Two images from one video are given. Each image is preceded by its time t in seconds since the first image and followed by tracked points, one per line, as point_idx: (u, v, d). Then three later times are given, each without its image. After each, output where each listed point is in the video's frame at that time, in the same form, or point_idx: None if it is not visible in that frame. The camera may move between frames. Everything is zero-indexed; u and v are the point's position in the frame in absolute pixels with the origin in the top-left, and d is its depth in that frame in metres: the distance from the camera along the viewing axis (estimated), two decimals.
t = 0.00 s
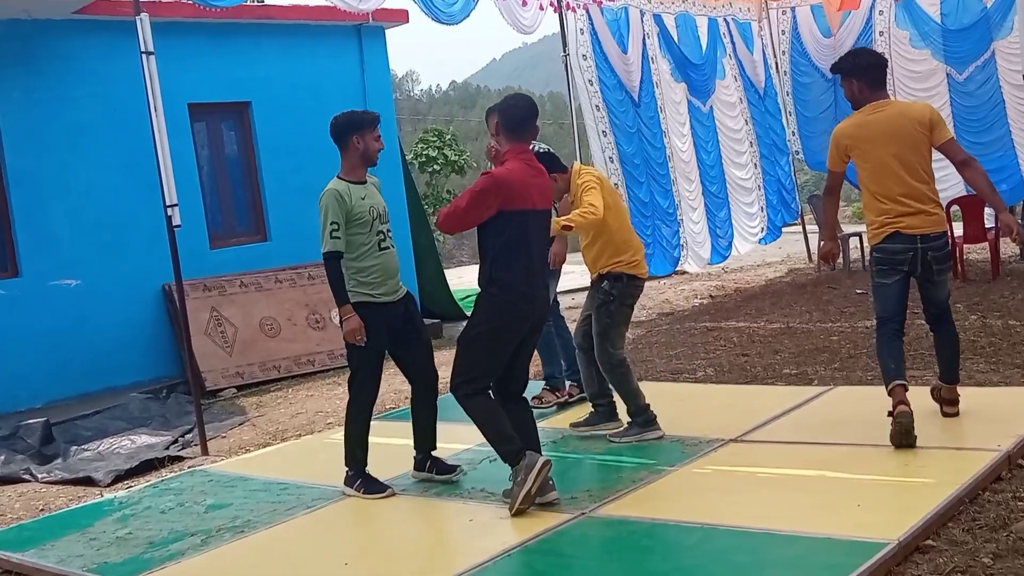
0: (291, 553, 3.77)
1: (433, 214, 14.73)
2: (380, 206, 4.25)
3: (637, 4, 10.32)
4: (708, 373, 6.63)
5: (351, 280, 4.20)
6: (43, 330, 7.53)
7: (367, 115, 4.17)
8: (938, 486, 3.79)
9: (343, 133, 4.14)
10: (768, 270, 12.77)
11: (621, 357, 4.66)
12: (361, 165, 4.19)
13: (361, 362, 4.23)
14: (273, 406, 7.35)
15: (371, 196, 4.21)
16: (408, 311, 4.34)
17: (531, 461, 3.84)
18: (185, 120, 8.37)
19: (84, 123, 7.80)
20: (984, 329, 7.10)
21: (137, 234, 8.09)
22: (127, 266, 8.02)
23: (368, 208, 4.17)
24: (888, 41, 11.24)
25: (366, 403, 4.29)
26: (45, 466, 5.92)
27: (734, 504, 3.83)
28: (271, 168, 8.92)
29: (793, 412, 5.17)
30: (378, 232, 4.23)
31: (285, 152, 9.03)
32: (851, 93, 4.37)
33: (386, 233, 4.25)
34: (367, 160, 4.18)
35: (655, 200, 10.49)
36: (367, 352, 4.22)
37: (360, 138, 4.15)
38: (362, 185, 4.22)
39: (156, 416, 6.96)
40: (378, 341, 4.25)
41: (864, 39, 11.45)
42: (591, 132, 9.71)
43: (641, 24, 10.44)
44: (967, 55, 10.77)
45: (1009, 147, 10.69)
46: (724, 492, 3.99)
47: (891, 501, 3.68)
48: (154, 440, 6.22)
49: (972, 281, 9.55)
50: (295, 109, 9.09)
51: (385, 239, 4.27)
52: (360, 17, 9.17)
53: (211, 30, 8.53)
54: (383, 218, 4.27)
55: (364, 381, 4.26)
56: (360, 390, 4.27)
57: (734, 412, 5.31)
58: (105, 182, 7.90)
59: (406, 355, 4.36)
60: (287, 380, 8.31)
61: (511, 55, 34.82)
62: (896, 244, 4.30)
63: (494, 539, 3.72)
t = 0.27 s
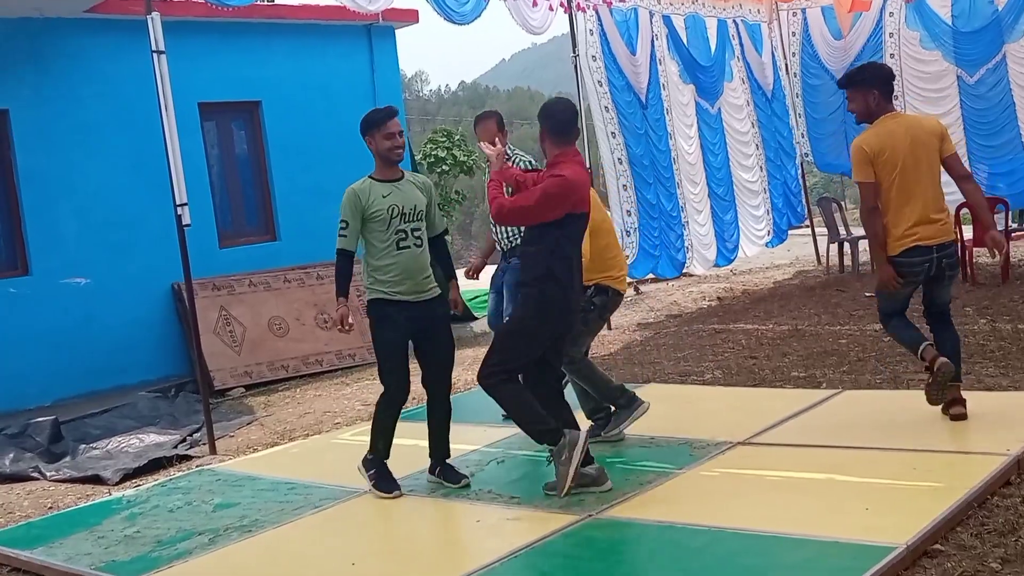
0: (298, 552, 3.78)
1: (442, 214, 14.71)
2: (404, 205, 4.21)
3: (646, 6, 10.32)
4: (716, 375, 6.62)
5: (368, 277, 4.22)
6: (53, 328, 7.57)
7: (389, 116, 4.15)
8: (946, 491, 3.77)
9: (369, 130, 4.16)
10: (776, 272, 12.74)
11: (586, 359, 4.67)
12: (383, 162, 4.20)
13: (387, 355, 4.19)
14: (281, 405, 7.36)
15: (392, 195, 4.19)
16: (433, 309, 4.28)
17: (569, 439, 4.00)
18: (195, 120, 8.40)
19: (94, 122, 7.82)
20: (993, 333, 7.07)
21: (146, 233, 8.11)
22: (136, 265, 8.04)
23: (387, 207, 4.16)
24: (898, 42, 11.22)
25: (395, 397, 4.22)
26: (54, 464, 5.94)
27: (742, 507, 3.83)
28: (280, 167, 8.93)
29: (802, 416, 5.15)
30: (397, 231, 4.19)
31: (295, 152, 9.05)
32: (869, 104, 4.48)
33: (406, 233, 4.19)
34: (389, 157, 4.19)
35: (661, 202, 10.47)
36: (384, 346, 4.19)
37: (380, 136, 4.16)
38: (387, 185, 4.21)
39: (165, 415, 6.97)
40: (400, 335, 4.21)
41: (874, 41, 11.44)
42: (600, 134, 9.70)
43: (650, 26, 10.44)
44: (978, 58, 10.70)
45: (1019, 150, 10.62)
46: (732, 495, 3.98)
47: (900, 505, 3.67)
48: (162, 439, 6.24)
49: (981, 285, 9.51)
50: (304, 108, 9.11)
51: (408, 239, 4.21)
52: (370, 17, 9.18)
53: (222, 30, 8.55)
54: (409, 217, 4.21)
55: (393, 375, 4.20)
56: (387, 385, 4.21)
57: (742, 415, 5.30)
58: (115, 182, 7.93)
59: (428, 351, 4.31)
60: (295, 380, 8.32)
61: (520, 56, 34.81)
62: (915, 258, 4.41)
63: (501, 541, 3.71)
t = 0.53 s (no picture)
0: (299, 553, 3.78)
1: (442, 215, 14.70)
2: (409, 203, 4.20)
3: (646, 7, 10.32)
4: (716, 376, 6.62)
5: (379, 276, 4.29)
6: (53, 328, 7.57)
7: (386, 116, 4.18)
8: (947, 491, 3.78)
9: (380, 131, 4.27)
10: (776, 273, 12.74)
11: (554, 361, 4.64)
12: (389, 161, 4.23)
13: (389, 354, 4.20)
14: (282, 406, 7.36)
15: (396, 194, 4.22)
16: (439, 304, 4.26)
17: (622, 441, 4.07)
18: (195, 121, 8.40)
19: (95, 123, 7.83)
20: (993, 334, 7.07)
21: (147, 234, 8.11)
22: (137, 266, 8.04)
23: (388, 205, 4.21)
24: (898, 43, 11.23)
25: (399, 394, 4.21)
26: (54, 465, 5.94)
27: (743, 508, 3.83)
28: (280, 168, 8.93)
29: (802, 416, 5.15)
30: (401, 229, 4.20)
31: (296, 152, 9.05)
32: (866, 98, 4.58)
33: (410, 231, 4.19)
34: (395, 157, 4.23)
35: (658, 203, 10.48)
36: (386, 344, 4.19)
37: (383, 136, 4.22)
38: (398, 184, 4.25)
39: (165, 416, 6.97)
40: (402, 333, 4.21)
41: (875, 43, 11.43)
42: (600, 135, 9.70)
43: (649, 27, 10.45)
44: (977, 59, 10.68)
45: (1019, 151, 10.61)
46: (734, 496, 3.98)
47: (901, 505, 3.67)
48: (163, 440, 6.24)
49: (981, 286, 9.51)
50: (305, 109, 9.11)
51: (411, 237, 4.19)
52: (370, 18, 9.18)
53: (222, 31, 8.55)
54: (414, 216, 4.20)
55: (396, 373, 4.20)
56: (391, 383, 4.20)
57: (742, 415, 5.30)
58: (116, 182, 7.93)
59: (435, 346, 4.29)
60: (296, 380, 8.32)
61: (519, 57, 34.80)
62: (900, 248, 4.61)
63: (502, 541, 3.72)
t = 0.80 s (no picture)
0: (302, 546, 3.78)
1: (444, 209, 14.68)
2: (409, 204, 4.20)
3: None
4: (718, 369, 6.62)
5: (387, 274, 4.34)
6: (55, 322, 7.57)
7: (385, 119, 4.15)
8: (949, 483, 3.78)
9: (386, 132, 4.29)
10: (778, 266, 12.72)
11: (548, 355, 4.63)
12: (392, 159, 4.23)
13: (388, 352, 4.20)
14: (284, 399, 7.36)
15: (397, 195, 4.22)
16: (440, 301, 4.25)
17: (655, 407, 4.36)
18: (196, 114, 8.39)
19: (97, 117, 7.82)
20: (996, 326, 7.06)
21: (149, 227, 8.11)
22: (139, 259, 8.04)
23: (388, 206, 4.23)
24: (899, 36, 11.21)
25: (399, 394, 4.18)
26: (57, 459, 5.95)
27: (750, 499, 3.83)
28: (282, 160, 8.92)
29: (804, 409, 5.15)
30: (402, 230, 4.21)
31: (297, 145, 9.05)
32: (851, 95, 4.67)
33: (411, 232, 4.20)
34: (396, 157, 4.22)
35: (658, 197, 10.47)
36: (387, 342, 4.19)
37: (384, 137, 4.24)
38: (400, 184, 4.25)
39: (168, 409, 6.98)
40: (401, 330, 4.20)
41: (877, 36, 11.39)
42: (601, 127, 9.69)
43: (650, 20, 10.43)
44: (978, 49, 10.65)
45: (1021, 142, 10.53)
46: (737, 488, 3.98)
47: (904, 497, 3.67)
48: (165, 433, 6.24)
49: (984, 278, 9.50)
50: (306, 102, 9.10)
51: (411, 238, 4.19)
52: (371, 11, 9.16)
53: (223, 24, 8.54)
54: (414, 217, 4.19)
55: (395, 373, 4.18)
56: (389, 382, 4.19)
57: (744, 407, 5.30)
58: (118, 176, 7.94)
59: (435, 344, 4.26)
60: (298, 374, 8.32)
61: (520, 50, 34.71)
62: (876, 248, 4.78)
63: (505, 534, 3.72)
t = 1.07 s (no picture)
0: (303, 550, 3.78)
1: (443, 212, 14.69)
2: (402, 206, 4.08)
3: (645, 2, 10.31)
4: (718, 371, 6.63)
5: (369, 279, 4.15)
6: (55, 327, 7.57)
7: (384, 120, 4.03)
8: (949, 485, 3.78)
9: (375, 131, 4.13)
10: (777, 268, 12.73)
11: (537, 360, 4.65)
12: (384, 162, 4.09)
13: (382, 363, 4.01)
14: (284, 404, 7.36)
15: (389, 196, 4.09)
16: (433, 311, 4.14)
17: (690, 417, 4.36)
18: (195, 118, 8.40)
19: (95, 121, 7.82)
20: (995, 328, 7.07)
21: (148, 231, 8.11)
22: (138, 263, 8.04)
23: (381, 207, 4.07)
24: (897, 37, 11.22)
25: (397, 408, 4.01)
26: (57, 464, 5.95)
27: (751, 502, 3.83)
28: (281, 164, 8.93)
29: (803, 411, 5.16)
30: (395, 231, 4.07)
31: (297, 149, 9.05)
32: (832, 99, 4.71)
33: (404, 233, 4.07)
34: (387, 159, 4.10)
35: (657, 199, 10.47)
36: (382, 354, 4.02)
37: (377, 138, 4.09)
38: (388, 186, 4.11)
39: (168, 414, 6.98)
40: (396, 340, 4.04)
41: (876, 39, 11.40)
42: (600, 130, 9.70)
43: (648, 23, 10.45)
44: (975, 50, 10.69)
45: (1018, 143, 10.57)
46: (735, 491, 3.98)
47: (904, 499, 3.68)
48: (165, 438, 6.24)
49: (983, 279, 9.51)
50: (305, 106, 9.10)
51: (405, 241, 4.07)
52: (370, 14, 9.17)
53: (222, 29, 8.55)
54: (407, 219, 4.08)
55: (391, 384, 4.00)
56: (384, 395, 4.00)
57: (743, 410, 5.31)
58: (117, 180, 7.94)
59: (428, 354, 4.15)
60: (297, 378, 8.32)
61: (519, 54, 34.75)
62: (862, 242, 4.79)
63: (505, 537, 3.72)
